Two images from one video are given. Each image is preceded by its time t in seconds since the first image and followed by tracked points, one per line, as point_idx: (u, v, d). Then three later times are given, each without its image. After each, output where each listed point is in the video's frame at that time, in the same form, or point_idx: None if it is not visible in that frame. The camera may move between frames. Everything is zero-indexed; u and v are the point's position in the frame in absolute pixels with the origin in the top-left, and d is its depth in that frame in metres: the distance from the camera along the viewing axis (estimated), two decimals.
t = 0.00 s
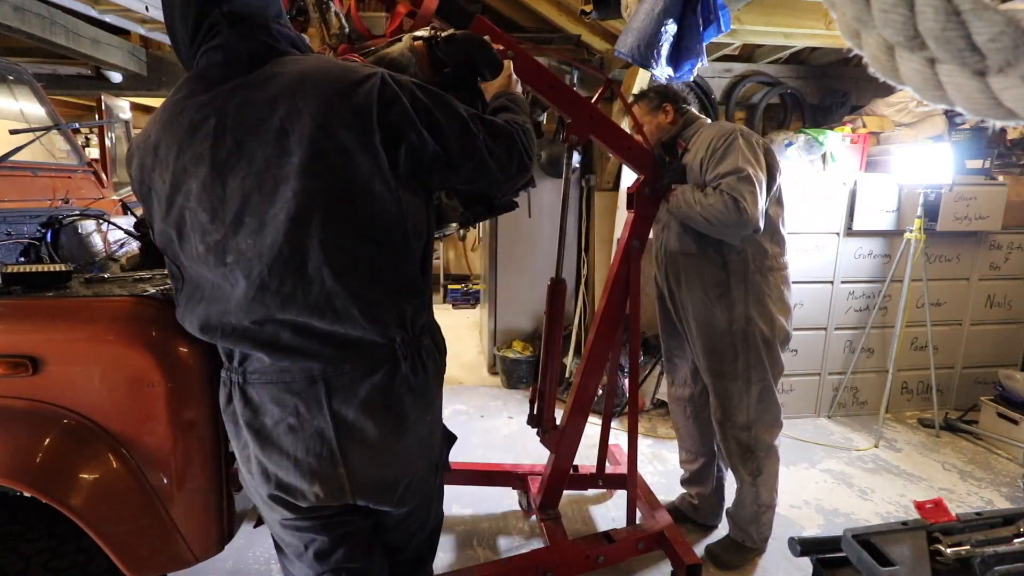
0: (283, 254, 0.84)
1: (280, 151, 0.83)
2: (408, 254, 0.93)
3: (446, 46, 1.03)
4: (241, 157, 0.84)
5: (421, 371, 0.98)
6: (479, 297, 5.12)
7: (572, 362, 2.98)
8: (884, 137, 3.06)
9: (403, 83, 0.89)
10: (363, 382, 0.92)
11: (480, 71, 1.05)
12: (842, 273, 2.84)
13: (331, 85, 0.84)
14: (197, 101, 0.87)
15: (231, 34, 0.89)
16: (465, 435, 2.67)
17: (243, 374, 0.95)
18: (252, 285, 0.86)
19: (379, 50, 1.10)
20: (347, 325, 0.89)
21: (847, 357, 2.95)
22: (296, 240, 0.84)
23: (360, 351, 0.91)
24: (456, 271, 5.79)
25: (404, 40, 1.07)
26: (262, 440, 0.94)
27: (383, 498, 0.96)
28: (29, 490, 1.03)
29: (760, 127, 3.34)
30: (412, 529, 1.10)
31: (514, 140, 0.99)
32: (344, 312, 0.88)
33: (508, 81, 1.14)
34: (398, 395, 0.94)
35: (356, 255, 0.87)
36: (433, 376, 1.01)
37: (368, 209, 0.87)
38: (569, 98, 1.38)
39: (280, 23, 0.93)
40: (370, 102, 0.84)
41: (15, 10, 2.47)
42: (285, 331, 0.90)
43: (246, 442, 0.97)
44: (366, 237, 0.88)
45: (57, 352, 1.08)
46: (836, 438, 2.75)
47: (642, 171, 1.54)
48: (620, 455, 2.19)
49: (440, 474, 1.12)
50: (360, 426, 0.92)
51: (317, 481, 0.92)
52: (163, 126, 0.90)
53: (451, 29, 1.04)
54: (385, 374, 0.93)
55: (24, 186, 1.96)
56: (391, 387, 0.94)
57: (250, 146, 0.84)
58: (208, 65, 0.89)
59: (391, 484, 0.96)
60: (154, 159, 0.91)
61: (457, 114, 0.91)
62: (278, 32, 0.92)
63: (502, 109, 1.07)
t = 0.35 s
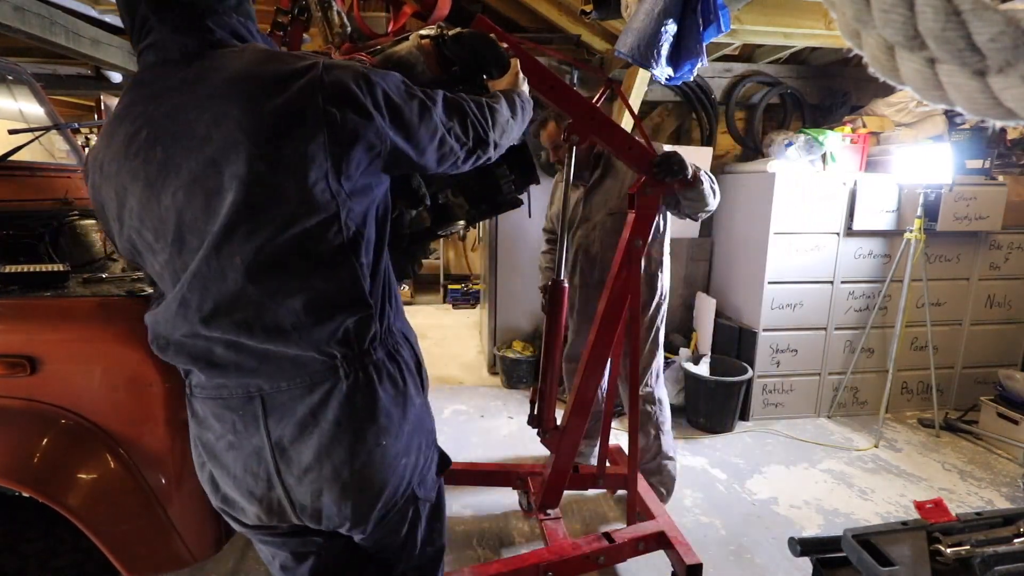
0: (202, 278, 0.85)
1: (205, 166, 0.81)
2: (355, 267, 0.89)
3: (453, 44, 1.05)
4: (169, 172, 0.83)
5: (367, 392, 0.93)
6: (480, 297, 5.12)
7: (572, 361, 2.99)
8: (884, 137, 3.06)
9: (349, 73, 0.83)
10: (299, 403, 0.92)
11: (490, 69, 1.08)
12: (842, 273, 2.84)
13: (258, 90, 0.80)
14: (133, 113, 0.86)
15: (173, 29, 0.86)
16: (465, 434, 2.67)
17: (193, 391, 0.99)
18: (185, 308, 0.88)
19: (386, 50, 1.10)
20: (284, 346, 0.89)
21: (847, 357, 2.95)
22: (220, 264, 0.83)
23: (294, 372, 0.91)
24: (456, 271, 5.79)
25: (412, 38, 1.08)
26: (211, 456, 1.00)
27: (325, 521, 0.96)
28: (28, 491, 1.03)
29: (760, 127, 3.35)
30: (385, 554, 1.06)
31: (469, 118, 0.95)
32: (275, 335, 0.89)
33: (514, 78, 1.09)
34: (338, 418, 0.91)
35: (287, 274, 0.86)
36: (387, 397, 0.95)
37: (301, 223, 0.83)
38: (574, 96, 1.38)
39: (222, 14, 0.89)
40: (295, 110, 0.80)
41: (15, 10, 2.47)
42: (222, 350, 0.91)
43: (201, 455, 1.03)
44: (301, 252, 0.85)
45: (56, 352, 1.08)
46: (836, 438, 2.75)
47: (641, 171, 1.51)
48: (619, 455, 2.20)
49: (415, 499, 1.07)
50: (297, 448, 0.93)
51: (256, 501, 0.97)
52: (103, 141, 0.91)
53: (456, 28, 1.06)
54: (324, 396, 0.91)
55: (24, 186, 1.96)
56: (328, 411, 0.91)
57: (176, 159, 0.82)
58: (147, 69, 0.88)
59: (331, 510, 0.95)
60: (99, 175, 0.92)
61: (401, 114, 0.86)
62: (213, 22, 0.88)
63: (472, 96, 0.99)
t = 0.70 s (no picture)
0: (194, 271, 0.83)
1: (199, 161, 0.81)
2: (349, 262, 0.90)
3: (439, 37, 1.03)
4: (162, 166, 0.82)
5: (362, 385, 0.93)
6: (480, 297, 5.13)
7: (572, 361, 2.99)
8: (884, 137, 3.06)
9: (342, 69, 0.84)
10: (296, 400, 0.91)
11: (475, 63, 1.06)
12: (842, 273, 2.84)
13: (251, 84, 0.80)
14: (124, 107, 0.86)
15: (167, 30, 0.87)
16: (465, 434, 2.67)
17: (189, 392, 0.97)
18: (178, 302, 0.87)
19: (372, 45, 1.08)
20: (278, 344, 0.88)
21: (847, 357, 2.95)
22: (213, 259, 0.82)
23: (290, 367, 0.90)
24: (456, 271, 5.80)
25: (397, 34, 1.05)
26: (211, 456, 0.98)
27: (329, 514, 0.96)
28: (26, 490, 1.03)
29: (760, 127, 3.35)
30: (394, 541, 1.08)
31: (466, 113, 0.97)
32: (273, 328, 0.87)
33: (500, 72, 1.14)
34: (336, 411, 0.91)
35: (282, 267, 0.85)
36: (382, 388, 0.96)
37: (295, 218, 0.83)
38: (565, 100, 1.38)
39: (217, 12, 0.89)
40: (287, 104, 0.81)
41: (15, 10, 2.47)
42: (217, 348, 0.89)
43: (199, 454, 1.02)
44: (296, 248, 0.85)
45: (54, 352, 1.08)
46: (836, 438, 2.75)
47: (631, 174, 1.53)
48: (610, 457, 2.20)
49: (421, 488, 1.06)
50: (296, 444, 0.92)
51: (259, 499, 0.96)
52: (93, 137, 0.90)
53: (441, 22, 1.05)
54: (324, 389, 0.91)
55: (24, 185, 1.96)
56: (326, 405, 0.91)
57: (168, 156, 0.82)
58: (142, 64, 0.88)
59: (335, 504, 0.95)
60: (90, 172, 0.92)
61: (397, 111, 0.88)
62: (211, 20, 0.89)
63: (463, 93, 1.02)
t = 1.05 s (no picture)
0: (226, 299, 0.83)
1: (208, 188, 0.80)
2: (365, 271, 0.91)
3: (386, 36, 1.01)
4: (157, 185, 0.81)
5: (384, 379, 0.96)
6: (480, 297, 5.13)
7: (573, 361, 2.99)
8: (884, 137, 3.06)
9: (330, 81, 0.84)
10: (324, 393, 0.93)
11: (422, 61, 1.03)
12: (842, 273, 2.84)
13: (250, 107, 0.79)
14: (111, 109, 0.85)
15: (139, 36, 0.84)
16: (465, 434, 2.67)
17: (207, 387, 0.96)
18: (210, 330, 0.86)
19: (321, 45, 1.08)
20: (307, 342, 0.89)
21: (847, 357, 2.95)
22: (245, 270, 0.82)
23: (319, 364, 0.92)
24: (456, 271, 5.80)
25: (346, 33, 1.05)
26: (232, 448, 0.98)
27: (350, 503, 0.97)
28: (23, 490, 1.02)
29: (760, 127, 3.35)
30: (390, 539, 1.08)
31: (440, 118, 0.99)
32: (296, 335, 0.89)
33: (449, 69, 1.11)
34: (360, 405, 0.94)
35: (309, 268, 0.86)
36: (404, 381, 0.99)
37: (323, 222, 0.84)
38: (521, 97, 1.37)
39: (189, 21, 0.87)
40: (294, 121, 0.80)
41: (15, 10, 2.47)
42: (241, 346, 0.89)
43: (216, 449, 1.01)
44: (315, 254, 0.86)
45: (51, 352, 1.08)
46: (836, 438, 2.75)
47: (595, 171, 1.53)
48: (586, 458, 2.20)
49: (419, 474, 1.09)
50: (324, 434, 0.94)
51: (281, 489, 0.96)
52: (78, 163, 0.87)
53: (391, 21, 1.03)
54: (350, 384, 0.93)
55: (24, 185, 1.97)
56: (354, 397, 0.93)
57: (164, 162, 0.80)
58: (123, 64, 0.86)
59: (356, 492, 0.96)
60: (77, 189, 0.91)
61: (384, 124, 0.88)
62: (183, 30, 0.86)
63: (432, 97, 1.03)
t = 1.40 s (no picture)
0: (190, 295, 0.83)
1: (181, 179, 0.79)
2: (340, 273, 0.89)
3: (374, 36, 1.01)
4: (146, 184, 0.81)
5: (355, 394, 0.93)
6: (480, 297, 5.13)
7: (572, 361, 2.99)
8: (884, 137, 3.06)
9: (322, 73, 0.83)
10: (291, 406, 0.92)
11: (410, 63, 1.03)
12: (842, 273, 2.84)
13: (234, 101, 0.78)
14: (102, 108, 0.84)
15: (134, 31, 0.83)
16: (465, 434, 2.68)
17: (187, 393, 0.98)
18: (170, 318, 0.86)
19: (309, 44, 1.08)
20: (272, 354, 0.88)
21: (847, 357, 2.95)
22: (215, 276, 0.82)
23: (285, 377, 0.90)
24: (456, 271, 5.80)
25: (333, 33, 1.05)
26: (209, 455, 1.00)
27: (318, 518, 0.96)
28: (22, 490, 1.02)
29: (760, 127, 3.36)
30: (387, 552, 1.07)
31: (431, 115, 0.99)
32: (264, 345, 0.88)
33: (439, 70, 1.12)
34: (326, 421, 0.92)
35: (272, 280, 0.84)
36: (378, 394, 0.96)
37: (285, 231, 0.83)
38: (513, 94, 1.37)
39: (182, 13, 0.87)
40: (271, 114, 0.79)
41: (15, 10, 2.47)
42: (208, 357, 0.89)
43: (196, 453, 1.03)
44: (287, 260, 0.85)
45: (49, 352, 1.08)
46: (836, 438, 2.75)
47: (585, 170, 1.50)
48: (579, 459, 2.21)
49: (406, 499, 1.05)
50: (290, 449, 0.93)
51: (251, 499, 0.98)
52: (67, 153, 0.88)
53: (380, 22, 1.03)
54: (315, 400, 0.91)
55: (24, 185, 1.97)
56: (320, 413, 0.91)
57: (155, 157, 0.80)
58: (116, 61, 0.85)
59: (321, 508, 0.95)
60: (67, 189, 0.91)
61: (379, 115, 0.88)
62: (174, 24, 0.86)
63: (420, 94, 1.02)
